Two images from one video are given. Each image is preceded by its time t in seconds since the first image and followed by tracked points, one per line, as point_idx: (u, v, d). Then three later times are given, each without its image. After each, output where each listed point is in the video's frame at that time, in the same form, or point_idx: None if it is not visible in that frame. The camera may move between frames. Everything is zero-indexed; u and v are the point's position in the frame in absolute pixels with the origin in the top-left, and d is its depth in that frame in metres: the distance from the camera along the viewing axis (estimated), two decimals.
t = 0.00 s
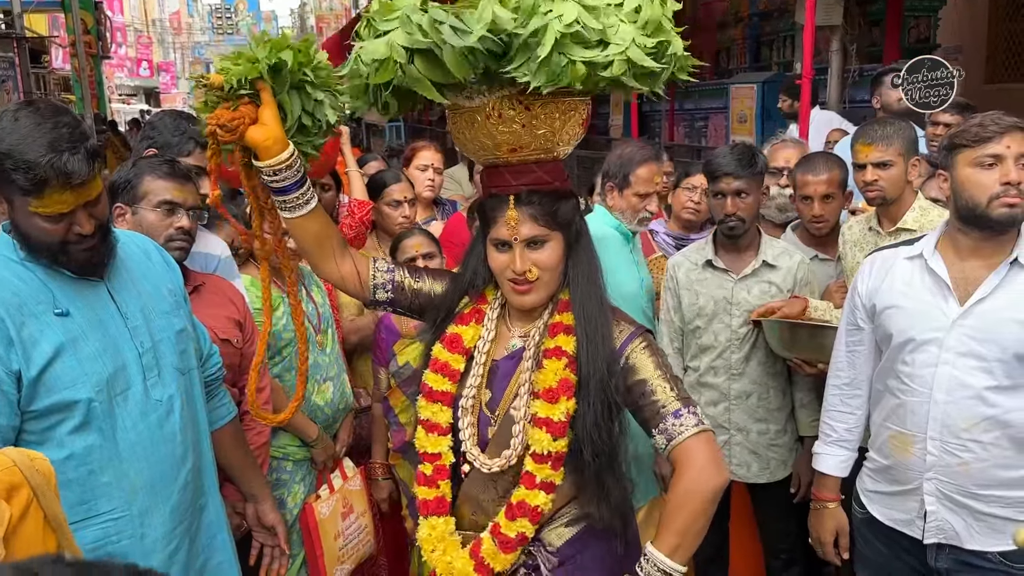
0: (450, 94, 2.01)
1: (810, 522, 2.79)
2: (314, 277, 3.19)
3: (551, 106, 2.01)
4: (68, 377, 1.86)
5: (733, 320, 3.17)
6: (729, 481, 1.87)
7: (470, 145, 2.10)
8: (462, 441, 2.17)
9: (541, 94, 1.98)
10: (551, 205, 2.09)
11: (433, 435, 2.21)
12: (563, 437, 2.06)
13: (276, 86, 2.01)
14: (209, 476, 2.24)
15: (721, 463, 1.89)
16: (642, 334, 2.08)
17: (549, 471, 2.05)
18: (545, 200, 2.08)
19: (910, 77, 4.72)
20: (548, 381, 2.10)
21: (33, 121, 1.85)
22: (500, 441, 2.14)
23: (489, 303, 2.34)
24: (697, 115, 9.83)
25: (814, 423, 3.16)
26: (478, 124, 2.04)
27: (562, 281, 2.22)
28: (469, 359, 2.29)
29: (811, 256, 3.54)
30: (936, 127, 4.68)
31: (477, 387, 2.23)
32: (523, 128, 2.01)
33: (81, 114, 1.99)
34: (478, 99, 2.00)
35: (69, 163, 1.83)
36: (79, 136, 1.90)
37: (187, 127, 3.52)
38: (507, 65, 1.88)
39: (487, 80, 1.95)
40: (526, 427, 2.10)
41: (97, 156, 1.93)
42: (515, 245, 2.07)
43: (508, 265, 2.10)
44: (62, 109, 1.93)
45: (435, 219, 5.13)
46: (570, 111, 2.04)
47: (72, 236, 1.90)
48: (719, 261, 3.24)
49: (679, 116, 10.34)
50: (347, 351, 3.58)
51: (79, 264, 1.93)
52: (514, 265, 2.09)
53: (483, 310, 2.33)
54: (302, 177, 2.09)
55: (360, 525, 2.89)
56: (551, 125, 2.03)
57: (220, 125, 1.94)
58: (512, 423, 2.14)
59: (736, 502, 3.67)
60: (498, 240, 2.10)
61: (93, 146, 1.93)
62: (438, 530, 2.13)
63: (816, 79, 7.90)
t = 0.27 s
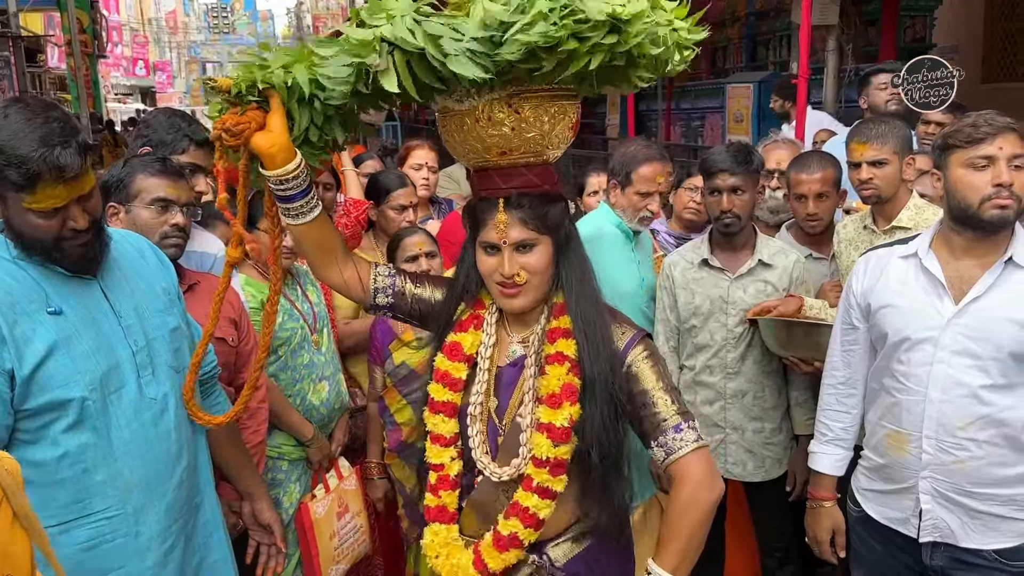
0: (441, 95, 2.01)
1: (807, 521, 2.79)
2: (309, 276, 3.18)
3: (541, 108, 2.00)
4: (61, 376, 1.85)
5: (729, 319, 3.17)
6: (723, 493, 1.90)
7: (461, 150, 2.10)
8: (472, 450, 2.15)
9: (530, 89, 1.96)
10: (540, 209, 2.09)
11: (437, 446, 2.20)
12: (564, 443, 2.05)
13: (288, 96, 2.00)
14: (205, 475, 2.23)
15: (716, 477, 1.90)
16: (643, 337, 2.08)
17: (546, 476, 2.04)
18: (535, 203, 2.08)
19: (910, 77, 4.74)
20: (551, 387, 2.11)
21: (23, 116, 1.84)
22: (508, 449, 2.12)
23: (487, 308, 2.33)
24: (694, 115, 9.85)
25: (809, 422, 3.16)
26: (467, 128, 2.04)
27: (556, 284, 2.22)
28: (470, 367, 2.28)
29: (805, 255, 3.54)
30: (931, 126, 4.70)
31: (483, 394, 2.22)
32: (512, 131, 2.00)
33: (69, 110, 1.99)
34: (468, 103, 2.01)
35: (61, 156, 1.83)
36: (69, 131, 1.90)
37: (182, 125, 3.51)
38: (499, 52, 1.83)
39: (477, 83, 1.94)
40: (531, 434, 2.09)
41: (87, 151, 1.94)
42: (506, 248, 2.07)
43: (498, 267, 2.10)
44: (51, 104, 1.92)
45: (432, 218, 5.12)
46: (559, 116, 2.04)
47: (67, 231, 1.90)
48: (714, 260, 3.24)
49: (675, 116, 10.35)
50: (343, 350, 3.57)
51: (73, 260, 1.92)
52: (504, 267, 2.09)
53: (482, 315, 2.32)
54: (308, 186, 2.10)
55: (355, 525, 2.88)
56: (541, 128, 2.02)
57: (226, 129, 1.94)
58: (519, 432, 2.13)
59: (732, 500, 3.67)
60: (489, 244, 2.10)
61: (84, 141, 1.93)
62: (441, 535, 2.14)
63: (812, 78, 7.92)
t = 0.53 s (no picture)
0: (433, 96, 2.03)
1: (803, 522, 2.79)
2: (305, 277, 3.18)
3: (533, 113, 2.01)
4: (55, 375, 1.85)
5: (724, 319, 3.18)
6: (709, 491, 1.91)
7: (454, 151, 2.10)
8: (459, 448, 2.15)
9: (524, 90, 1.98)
10: (533, 212, 2.08)
11: (420, 445, 2.20)
12: (546, 438, 2.04)
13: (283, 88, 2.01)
14: (200, 474, 2.23)
15: (702, 476, 1.92)
16: (634, 335, 2.09)
17: (525, 469, 2.02)
18: (527, 205, 2.08)
19: (910, 76, 4.75)
20: (536, 383, 2.12)
21: (13, 112, 1.85)
22: (496, 448, 2.14)
23: (477, 308, 2.32)
24: (690, 115, 9.86)
25: (805, 422, 3.17)
26: (461, 130, 2.04)
27: (545, 286, 2.21)
28: (459, 366, 2.27)
29: (800, 255, 3.55)
30: (927, 126, 4.71)
31: (472, 393, 2.22)
32: (506, 134, 2.01)
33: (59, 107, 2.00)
34: (462, 106, 2.01)
35: (54, 151, 1.84)
36: (61, 126, 1.91)
37: (176, 124, 3.51)
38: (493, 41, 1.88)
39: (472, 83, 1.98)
40: (517, 430, 2.09)
41: (79, 147, 1.95)
42: (497, 251, 2.07)
43: (489, 270, 2.10)
44: (42, 101, 1.93)
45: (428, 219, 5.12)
46: (553, 119, 2.05)
47: (62, 228, 1.90)
48: (710, 260, 3.24)
49: (672, 116, 10.36)
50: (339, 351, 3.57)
51: (68, 258, 1.93)
52: (495, 270, 2.08)
53: (472, 316, 2.31)
54: (307, 187, 2.12)
55: (351, 527, 2.89)
56: (532, 133, 2.03)
57: (228, 131, 1.95)
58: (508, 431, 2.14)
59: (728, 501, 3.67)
60: (480, 246, 2.09)
61: (76, 136, 1.94)
62: (423, 533, 2.15)
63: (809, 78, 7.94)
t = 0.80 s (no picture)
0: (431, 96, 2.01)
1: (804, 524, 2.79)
2: (303, 278, 3.16)
3: (533, 109, 2.01)
4: (50, 375, 1.83)
5: (721, 321, 3.18)
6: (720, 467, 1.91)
7: (452, 146, 2.09)
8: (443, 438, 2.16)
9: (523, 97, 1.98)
10: (532, 207, 2.08)
11: (413, 433, 2.19)
12: (540, 431, 2.04)
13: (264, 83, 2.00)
14: (195, 475, 2.22)
15: (713, 452, 1.92)
16: (625, 328, 2.08)
17: (525, 464, 2.03)
18: (526, 201, 2.07)
19: (910, 77, 4.75)
20: (529, 375, 2.10)
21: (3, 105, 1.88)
22: (480, 435, 2.13)
23: (472, 301, 2.32)
24: (688, 117, 9.87)
25: (803, 424, 3.16)
26: (460, 126, 2.04)
27: (542, 279, 2.21)
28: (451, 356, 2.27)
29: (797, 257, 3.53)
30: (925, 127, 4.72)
31: (459, 383, 2.21)
32: (505, 130, 2.01)
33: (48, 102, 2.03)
34: (461, 102, 2.01)
35: (44, 140, 1.87)
36: (50, 118, 1.95)
37: (172, 123, 3.49)
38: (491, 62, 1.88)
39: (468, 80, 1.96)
40: (506, 422, 2.08)
41: (69, 138, 1.98)
42: (496, 247, 2.06)
43: (488, 265, 2.09)
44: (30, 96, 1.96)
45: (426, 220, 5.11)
46: (553, 116, 2.05)
47: (59, 221, 1.91)
48: (707, 261, 3.24)
49: (670, 118, 10.36)
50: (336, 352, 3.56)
51: (66, 255, 1.92)
52: (494, 265, 2.08)
53: (466, 308, 2.31)
54: (291, 180, 2.12)
55: (348, 529, 2.87)
56: (531, 129, 2.03)
57: (206, 129, 1.98)
58: (492, 417, 2.13)
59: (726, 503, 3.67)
60: (479, 241, 2.08)
61: (64, 128, 1.97)
62: (414, 527, 2.14)
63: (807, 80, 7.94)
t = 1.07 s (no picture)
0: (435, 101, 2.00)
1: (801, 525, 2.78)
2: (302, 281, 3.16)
3: (533, 113, 2.01)
4: (50, 378, 1.83)
5: (721, 323, 3.17)
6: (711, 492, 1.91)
7: (453, 151, 2.09)
8: (454, 449, 2.15)
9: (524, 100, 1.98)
10: (532, 212, 2.08)
11: (423, 446, 2.19)
12: (546, 447, 2.04)
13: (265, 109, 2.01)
14: (194, 478, 2.22)
15: (704, 474, 1.92)
16: (630, 341, 2.08)
17: (528, 478, 2.03)
18: (526, 206, 2.07)
19: (909, 77, 4.76)
20: (533, 392, 2.09)
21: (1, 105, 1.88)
22: (491, 449, 2.14)
23: (473, 310, 2.31)
24: (686, 118, 9.88)
25: (802, 425, 3.16)
26: (461, 130, 2.03)
27: (544, 287, 2.20)
28: (455, 368, 2.27)
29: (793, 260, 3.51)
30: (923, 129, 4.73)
31: (467, 396, 2.21)
32: (505, 134, 2.01)
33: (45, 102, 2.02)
34: (461, 105, 1.99)
35: (43, 140, 1.87)
36: (50, 118, 1.95)
37: (168, 124, 3.49)
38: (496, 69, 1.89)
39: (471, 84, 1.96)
40: (512, 436, 2.09)
41: (68, 139, 1.97)
42: (496, 252, 2.05)
43: (488, 270, 2.08)
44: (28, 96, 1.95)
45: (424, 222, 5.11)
46: (553, 119, 2.04)
47: (59, 221, 1.90)
48: (706, 264, 3.23)
49: (668, 119, 10.36)
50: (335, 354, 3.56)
51: (66, 255, 1.92)
52: (494, 270, 2.07)
53: (468, 317, 2.31)
54: (288, 199, 2.11)
55: (347, 532, 2.87)
56: (531, 133, 2.02)
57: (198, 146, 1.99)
58: (502, 432, 2.13)
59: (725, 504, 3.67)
60: (479, 246, 2.08)
61: (64, 129, 1.97)
62: (430, 534, 2.12)
63: (805, 81, 7.95)
